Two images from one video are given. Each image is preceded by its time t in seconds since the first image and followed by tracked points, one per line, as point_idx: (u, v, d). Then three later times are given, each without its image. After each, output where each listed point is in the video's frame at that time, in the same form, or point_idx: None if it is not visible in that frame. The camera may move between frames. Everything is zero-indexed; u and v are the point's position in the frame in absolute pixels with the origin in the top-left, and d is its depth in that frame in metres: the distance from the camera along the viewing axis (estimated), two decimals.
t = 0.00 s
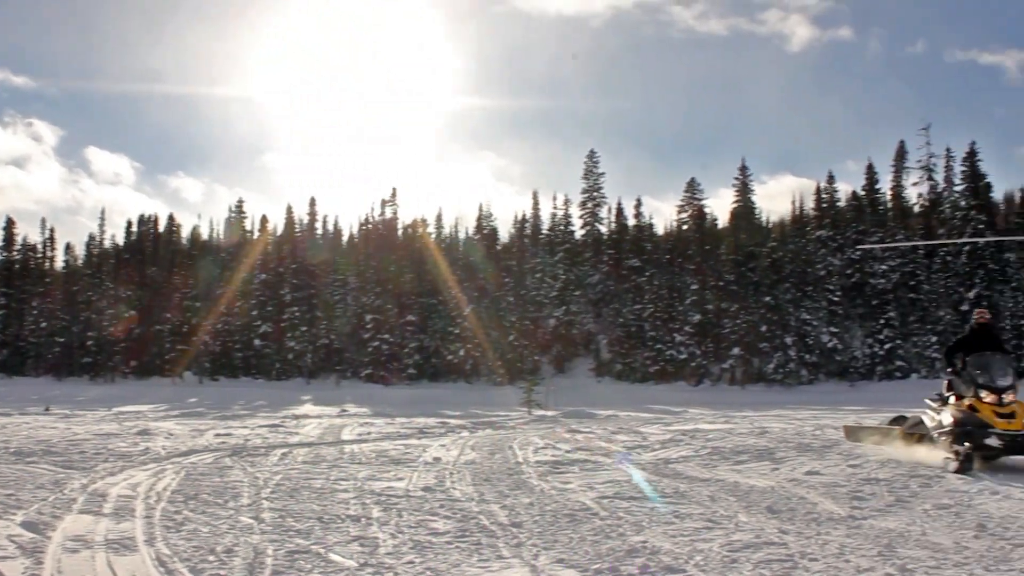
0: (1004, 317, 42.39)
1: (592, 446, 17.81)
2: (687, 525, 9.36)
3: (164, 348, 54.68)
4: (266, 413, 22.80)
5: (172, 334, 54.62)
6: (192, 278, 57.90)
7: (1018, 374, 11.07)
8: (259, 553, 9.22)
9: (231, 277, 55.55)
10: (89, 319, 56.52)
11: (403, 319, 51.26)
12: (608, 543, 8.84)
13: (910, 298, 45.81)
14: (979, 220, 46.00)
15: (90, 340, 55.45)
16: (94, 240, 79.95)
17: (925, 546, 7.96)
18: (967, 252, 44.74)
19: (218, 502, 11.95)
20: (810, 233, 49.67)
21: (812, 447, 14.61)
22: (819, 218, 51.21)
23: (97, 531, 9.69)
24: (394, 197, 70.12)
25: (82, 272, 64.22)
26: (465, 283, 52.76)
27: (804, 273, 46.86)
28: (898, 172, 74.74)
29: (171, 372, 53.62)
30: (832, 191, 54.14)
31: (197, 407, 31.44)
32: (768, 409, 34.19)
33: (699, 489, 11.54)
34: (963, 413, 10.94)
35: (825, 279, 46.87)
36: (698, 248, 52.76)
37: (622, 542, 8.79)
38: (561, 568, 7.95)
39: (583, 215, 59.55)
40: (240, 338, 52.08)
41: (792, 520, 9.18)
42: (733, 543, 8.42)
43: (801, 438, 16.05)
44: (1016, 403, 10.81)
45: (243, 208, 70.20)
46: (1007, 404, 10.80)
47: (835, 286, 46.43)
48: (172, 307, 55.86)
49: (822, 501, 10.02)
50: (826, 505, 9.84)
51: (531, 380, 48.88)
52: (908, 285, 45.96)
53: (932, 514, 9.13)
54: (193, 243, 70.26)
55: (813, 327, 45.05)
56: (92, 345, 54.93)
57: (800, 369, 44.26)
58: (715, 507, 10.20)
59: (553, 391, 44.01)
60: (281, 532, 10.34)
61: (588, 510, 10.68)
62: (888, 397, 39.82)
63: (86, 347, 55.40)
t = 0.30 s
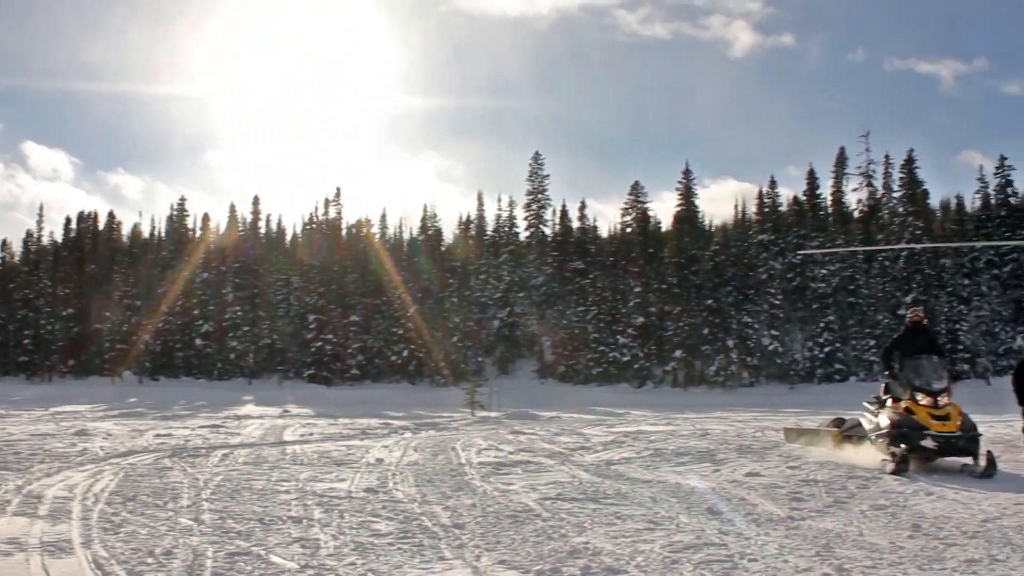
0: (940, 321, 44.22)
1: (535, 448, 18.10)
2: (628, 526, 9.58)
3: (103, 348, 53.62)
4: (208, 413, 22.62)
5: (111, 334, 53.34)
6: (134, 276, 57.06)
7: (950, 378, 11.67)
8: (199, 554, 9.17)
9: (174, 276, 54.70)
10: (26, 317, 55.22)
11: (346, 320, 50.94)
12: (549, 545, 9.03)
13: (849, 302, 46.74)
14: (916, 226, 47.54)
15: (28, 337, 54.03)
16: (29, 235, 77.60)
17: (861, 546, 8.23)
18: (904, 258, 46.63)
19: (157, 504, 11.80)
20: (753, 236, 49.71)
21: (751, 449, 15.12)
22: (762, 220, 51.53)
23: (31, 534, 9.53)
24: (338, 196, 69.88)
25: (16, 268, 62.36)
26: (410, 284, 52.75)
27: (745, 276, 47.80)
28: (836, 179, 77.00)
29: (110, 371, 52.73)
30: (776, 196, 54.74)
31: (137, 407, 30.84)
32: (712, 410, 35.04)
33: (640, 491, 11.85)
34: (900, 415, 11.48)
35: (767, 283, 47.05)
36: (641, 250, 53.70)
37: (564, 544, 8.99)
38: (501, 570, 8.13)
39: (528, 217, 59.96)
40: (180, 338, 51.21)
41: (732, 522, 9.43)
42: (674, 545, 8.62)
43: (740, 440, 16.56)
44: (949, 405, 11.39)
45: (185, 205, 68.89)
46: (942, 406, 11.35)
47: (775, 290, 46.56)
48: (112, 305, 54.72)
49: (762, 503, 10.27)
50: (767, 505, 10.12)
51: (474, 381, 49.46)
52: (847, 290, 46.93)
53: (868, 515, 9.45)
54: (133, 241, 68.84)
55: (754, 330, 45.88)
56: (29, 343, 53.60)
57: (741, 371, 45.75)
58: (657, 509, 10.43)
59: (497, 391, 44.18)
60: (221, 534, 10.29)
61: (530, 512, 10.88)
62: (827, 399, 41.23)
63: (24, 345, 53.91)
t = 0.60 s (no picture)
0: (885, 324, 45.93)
1: (483, 449, 18.27)
2: (576, 528, 9.77)
3: (47, 347, 52.51)
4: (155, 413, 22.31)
5: (56, 332, 52.31)
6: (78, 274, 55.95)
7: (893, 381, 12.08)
8: (144, 557, 9.12)
9: (121, 275, 53.78)
10: None
11: (294, 321, 50.32)
12: (497, 546, 9.16)
13: (795, 305, 47.45)
14: (861, 231, 48.80)
15: None
16: None
17: (806, 546, 8.47)
18: (850, 263, 47.95)
19: (101, 506, 11.64)
20: (702, 239, 50.33)
21: (699, 450, 15.59)
22: (711, 224, 52.15)
23: None
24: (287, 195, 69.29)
25: None
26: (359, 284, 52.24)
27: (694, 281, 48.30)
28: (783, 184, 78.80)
29: (54, 370, 51.73)
30: (725, 201, 55.68)
31: (80, 407, 30.24)
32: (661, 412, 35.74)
33: (588, 492, 12.14)
34: (846, 418, 11.85)
35: (715, 285, 48.44)
36: (590, 251, 54.35)
37: (512, 545, 9.12)
38: (449, 571, 8.24)
39: (478, 219, 60.08)
40: (127, 336, 50.58)
41: (678, 523, 9.65)
42: (621, 546, 8.79)
43: (688, 442, 16.97)
44: (894, 408, 11.78)
45: (131, 202, 67.54)
46: (887, 409, 11.74)
47: (723, 293, 48.18)
48: (57, 303, 53.62)
49: (709, 504, 10.52)
50: (713, 507, 10.39)
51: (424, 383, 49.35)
52: (794, 292, 47.77)
53: (813, 516, 9.71)
54: (79, 238, 67.43)
55: (702, 332, 47.02)
56: None
57: (689, 373, 46.41)
58: (604, 510, 10.66)
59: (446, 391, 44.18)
60: (166, 535, 10.24)
61: (479, 513, 11.04)
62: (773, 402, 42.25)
63: None
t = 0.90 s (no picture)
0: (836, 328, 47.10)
1: (437, 450, 18.42)
2: (529, 529, 9.88)
3: None
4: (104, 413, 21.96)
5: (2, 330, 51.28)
6: (24, 272, 54.67)
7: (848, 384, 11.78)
8: (92, 559, 9.05)
9: (69, 274, 52.73)
10: None
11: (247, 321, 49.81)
12: (452, 548, 9.23)
13: (749, 308, 48.81)
14: (813, 235, 49.86)
15: None
16: None
17: (758, 547, 8.58)
18: (802, 266, 49.59)
19: (47, 508, 11.47)
20: (656, 242, 50.94)
21: (651, 451, 16.03)
22: (665, 226, 52.91)
23: None
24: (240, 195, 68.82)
25: None
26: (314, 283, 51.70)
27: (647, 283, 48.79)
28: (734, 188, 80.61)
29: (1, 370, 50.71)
30: (679, 205, 56.52)
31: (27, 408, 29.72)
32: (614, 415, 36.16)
33: (541, 494, 12.40)
34: (799, 420, 11.51)
35: (668, 288, 48.79)
36: (546, 254, 53.94)
37: (466, 547, 9.18)
38: (404, 573, 8.26)
39: (433, 219, 60.06)
40: (76, 336, 49.85)
41: (632, 524, 9.72)
42: (573, 547, 8.88)
43: (641, 444, 17.25)
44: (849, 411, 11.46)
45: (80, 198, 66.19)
46: (841, 412, 11.41)
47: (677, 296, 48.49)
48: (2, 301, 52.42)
49: (660, 506, 10.63)
50: (664, 509, 10.50)
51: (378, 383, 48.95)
52: (746, 296, 49.04)
53: (765, 517, 9.83)
54: (26, 235, 66.04)
55: (655, 335, 47.89)
56: None
57: (642, 375, 47.14)
58: (557, 511, 10.84)
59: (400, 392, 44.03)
60: (114, 538, 10.18)
61: (433, 514, 11.19)
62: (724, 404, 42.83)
63: None
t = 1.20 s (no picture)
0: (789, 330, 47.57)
1: (391, 452, 18.51)
2: (482, 530, 9.66)
3: None
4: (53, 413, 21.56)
5: None
6: None
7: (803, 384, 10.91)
8: (39, 562, 9.00)
9: (18, 273, 51.62)
10: None
11: (201, 321, 49.73)
12: (405, 549, 9.10)
13: (702, 311, 49.67)
14: (766, 239, 50.86)
15: None
16: None
17: (708, 548, 8.06)
18: (755, 270, 50.74)
19: None
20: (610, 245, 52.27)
21: (605, 453, 16.30)
22: (620, 229, 54.08)
23: None
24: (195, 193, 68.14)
25: None
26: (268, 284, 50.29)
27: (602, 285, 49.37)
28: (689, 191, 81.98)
29: None
30: (635, 208, 56.94)
31: None
32: (566, 416, 36.37)
33: (495, 495, 12.58)
34: (750, 423, 10.66)
35: (623, 290, 49.76)
36: (501, 258, 52.28)
37: (419, 548, 9.05)
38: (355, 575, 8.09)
39: (389, 220, 59.95)
40: (24, 334, 48.65)
41: (585, 525, 9.36)
42: (527, 549, 8.61)
43: (596, 446, 17.49)
44: (803, 414, 10.61)
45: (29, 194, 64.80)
46: (794, 414, 10.59)
47: (631, 297, 49.03)
48: None
49: (615, 507, 10.18)
50: (621, 509, 10.04)
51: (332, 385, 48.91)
52: (700, 298, 50.08)
53: (716, 518, 9.29)
54: None
55: (610, 337, 47.88)
56: None
57: (597, 378, 47.12)
58: (511, 513, 10.90)
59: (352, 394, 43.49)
60: (62, 540, 10.10)
61: (385, 516, 11.31)
62: (676, 406, 43.49)
63: None
